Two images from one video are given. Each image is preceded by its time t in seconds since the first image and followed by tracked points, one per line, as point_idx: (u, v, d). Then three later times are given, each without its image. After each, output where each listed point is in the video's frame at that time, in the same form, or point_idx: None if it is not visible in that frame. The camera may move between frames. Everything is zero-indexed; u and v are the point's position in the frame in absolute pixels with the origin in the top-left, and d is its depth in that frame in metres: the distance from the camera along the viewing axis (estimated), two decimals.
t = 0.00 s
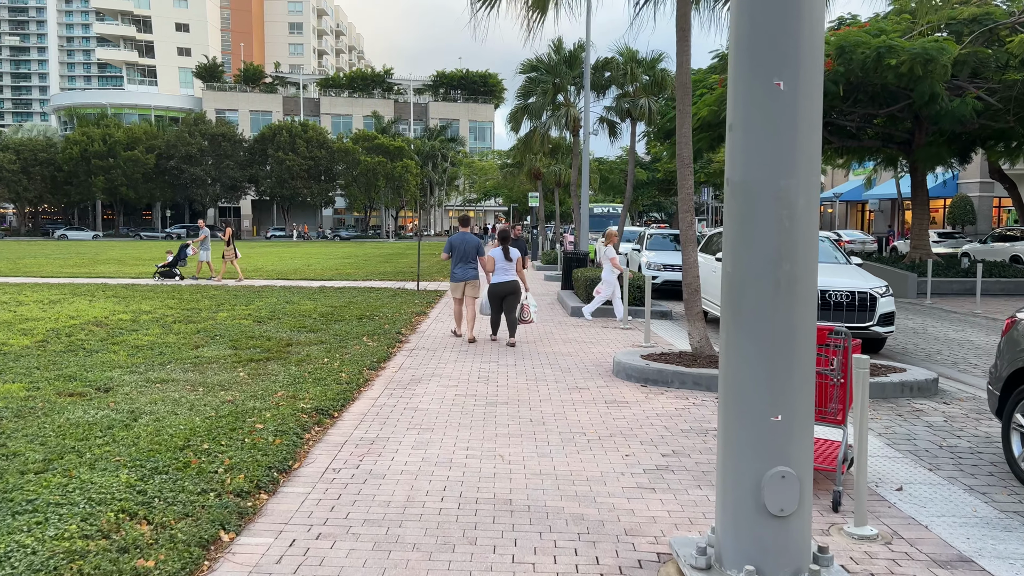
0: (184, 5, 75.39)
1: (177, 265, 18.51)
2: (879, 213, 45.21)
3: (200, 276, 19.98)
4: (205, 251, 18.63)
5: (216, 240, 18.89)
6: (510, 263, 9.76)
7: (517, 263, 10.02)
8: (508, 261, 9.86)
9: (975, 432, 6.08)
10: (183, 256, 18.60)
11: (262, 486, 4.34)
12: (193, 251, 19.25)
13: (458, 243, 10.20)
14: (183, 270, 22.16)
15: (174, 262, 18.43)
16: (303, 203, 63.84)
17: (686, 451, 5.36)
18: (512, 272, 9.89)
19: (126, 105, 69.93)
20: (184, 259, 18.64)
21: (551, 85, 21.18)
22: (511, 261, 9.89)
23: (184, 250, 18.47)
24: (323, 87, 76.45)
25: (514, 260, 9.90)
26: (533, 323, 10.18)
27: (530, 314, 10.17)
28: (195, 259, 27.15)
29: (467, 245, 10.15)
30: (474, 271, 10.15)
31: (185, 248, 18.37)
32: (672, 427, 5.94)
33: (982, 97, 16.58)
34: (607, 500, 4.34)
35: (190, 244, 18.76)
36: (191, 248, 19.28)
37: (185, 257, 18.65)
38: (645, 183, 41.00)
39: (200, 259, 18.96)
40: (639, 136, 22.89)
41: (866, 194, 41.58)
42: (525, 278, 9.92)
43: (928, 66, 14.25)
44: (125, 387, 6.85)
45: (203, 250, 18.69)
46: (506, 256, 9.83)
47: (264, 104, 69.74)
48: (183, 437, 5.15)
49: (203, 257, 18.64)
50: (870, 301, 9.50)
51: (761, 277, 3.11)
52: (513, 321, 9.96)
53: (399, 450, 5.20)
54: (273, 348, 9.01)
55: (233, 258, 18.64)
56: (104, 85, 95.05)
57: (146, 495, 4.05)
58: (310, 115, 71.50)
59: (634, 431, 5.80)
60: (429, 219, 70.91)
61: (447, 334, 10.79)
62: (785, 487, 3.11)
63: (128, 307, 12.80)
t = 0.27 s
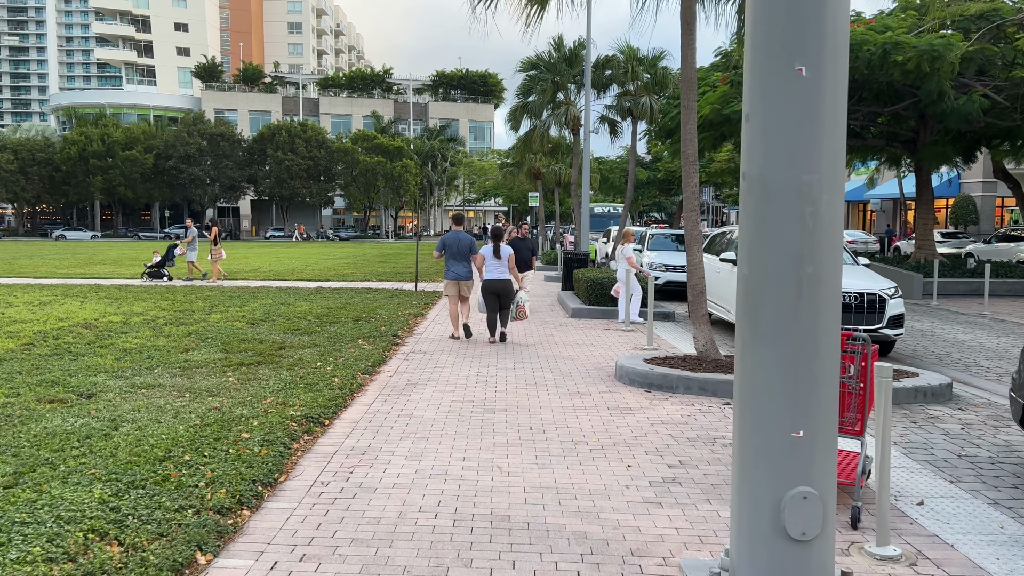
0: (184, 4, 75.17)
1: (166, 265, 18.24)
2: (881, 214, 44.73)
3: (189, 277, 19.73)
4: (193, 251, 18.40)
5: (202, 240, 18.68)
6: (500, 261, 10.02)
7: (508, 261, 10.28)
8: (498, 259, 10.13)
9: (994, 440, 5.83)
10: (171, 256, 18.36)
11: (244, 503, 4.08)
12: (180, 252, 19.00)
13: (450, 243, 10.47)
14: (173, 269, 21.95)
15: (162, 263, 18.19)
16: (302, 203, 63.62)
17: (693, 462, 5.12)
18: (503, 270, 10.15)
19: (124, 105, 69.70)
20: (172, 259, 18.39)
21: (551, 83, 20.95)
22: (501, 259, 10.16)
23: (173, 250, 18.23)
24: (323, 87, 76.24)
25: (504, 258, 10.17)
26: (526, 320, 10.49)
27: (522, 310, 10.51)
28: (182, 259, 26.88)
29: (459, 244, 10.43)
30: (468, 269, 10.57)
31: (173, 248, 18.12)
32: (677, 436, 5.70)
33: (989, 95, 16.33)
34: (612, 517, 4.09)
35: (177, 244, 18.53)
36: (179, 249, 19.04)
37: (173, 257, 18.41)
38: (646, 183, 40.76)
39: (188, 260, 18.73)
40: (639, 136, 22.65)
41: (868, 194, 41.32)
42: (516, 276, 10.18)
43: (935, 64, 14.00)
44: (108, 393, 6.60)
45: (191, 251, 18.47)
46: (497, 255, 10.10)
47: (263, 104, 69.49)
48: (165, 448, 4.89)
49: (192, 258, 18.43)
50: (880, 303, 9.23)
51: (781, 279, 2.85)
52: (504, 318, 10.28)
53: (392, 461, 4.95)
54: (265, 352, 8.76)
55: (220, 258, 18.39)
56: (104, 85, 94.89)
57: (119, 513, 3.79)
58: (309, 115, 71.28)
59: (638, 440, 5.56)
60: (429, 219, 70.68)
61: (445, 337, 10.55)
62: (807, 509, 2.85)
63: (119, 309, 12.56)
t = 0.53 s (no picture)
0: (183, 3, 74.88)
1: (155, 265, 17.94)
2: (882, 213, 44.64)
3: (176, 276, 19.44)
4: (183, 251, 18.14)
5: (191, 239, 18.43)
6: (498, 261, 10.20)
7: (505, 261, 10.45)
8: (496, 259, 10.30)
9: (1018, 448, 5.58)
10: (160, 256, 18.09)
11: (230, 521, 3.81)
12: (169, 252, 18.75)
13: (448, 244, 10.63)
14: (161, 268, 21.70)
15: (151, 262, 17.91)
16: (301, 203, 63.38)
17: (705, 473, 4.86)
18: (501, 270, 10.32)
19: (123, 104, 69.43)
20: (161, 259, 18.12)
21: (551, 80, 20.68)
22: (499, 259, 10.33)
23: (161, 249, 17.96)
24: (323, 87, 75.99)
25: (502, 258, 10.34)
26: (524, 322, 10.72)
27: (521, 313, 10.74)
28: (169, 260, 26.53)
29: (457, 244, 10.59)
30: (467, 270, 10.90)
31: (162, 247, 17.84)
32: (687, 444, 5.45)
33: (997, 92, 16.09)
34: (622, 535, 3.83)
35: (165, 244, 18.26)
36: (167, 248, 18.79)
37: (163, 257, 18.14)
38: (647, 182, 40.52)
39: (176, 259, 18.46)
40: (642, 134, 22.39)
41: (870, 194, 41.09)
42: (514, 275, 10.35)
43: (944, 60, 13.76)
44: (94, 398, 6.34)
45: (181, 250, 18.21)
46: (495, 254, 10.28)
47: (263, 103, 69.22)
48: (147, 459, 4.63)
49: (181, 257, 18.15)
50: (891, 305, 9.08)
51: (812, 282, 2.59)
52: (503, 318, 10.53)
53: (388, 473, 4.70)
54: (258, 355, 8.50)
55: (209, 259, 18.11)
56: (103, 84, 94.61)
57: (94, 532, 3.53)
58: (309, 114, 71.02)
59: (647, 449, 5.31)
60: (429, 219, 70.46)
61: (445, 339, 10.30)
62: (841, 535, 2.59)
63: (111, 310, 12.29)
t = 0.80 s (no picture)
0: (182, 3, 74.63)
1: (143, 265, 17.60)
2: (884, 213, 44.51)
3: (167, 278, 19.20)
4: (171, 253, 17.84)
5: (179, 240, 18.13)
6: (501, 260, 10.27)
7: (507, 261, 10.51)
8: (498, 258, 10.37)
9: None
10: (148, 257, 17.83)
11: (212, 546, 3.56)
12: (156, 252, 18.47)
13: (447, 242, 10.65)
14: (150, 268, 21.39)
15: (139, 263, 17.64)
16: (301, 203, 63.13)
17: (718, 490, 4.60)
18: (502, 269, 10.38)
19: (122, 104, 69.18)
20: (149, 259, 17.81)
21: (553, 79, 20.45)
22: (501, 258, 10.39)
23: (150, 250, 17.69)
24: (322, 86, 75.72)
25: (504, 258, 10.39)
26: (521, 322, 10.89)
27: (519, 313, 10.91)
28: (158, 261, 26.21)
29: (457, 243, 10.62)
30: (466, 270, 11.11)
31: (151, 247, 17.57)
32: (697, 457, 5.20)
33: (1006, 91, 15.82)
34: (632, 559, 3.57)
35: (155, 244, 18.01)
36: (156, 249, 18.49)
37: (151, 257, 17.83)
38: (649, 182, 40.29)
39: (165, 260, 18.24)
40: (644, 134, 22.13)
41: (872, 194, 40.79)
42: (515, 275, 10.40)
43: (952, 58, 13.52)
44: (77, 408, 6.08)
45: (169, 252, 17.90)
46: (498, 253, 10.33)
47: (262, 103, 68.95)
48: (127, 474, 4.37)
49: (169, 259, 17.83)
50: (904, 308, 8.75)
51: (846, 292, 2.34)
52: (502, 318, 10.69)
53: (382, 490, 4.45)
54: (252, 360, 8.25)
55: (197, 260, 17.79)
56: (103, 84, 94.18)
57: (64, 559, 3.28)
58: (309, 114, 70.82)
59: (653, 463, 5.05)
60: (429, 219, 70.21)
61: (444, 343, 10.04)
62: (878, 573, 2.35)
63: (104, 313, 12.03)
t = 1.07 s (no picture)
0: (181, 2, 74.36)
1: (130, 265, 17.41)
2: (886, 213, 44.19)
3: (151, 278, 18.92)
4: (156, 252, 17.62)
5: (165, 239, 17.95)
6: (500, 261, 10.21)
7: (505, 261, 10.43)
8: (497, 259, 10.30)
9: None
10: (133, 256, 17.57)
11: (189, 566, 3.29)
12: (144, 252, 18.29)
13: (445, 242, 10.54)
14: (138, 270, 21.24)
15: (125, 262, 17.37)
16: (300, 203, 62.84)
17: (732, 502, 4.33)
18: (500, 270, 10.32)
19: (121, 104, 68.87)
20: (135, 258, 17.57)
21: (553, 76, 20.19)
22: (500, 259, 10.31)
23: (137, 250, 17.46)
24: (322, 86, 75.44)
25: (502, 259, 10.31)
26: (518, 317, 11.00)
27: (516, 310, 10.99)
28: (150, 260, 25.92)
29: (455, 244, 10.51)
30: (464, 266, 11.15)
31: (137, 247, 17.33)
32: (708, 466, 4.92)
33: (1015, 87, 15.54)
34: None
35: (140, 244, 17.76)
36: (142, 249, 18.32)
37: (138, 256, 17.64)
38: (650, 181, 40.02)
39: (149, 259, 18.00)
40: (646, 132, 21.85)
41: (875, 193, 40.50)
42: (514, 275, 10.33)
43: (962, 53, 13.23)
44: (58, 413, 5.80)
45: (154, 250, 17.67)
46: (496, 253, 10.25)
47: (261, 103, 68.66)
48: (103, 487, 4.10)
49: (154, 258, 17.59)
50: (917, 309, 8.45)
51: (891, 293, 2.08)
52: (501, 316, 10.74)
53: (375, 502, 4.18)
54: (243, 363, 7.98)
55: (183, 258, 17.51)
56: (102, 83, 93.87)
57: None
58: (308, 113, 70.55)
59: (663, 472, 4.78)
60: (429, 219, 69.94)
61: (443, 344, 9.77)
62: None
63: (94, 313, 11.74)
